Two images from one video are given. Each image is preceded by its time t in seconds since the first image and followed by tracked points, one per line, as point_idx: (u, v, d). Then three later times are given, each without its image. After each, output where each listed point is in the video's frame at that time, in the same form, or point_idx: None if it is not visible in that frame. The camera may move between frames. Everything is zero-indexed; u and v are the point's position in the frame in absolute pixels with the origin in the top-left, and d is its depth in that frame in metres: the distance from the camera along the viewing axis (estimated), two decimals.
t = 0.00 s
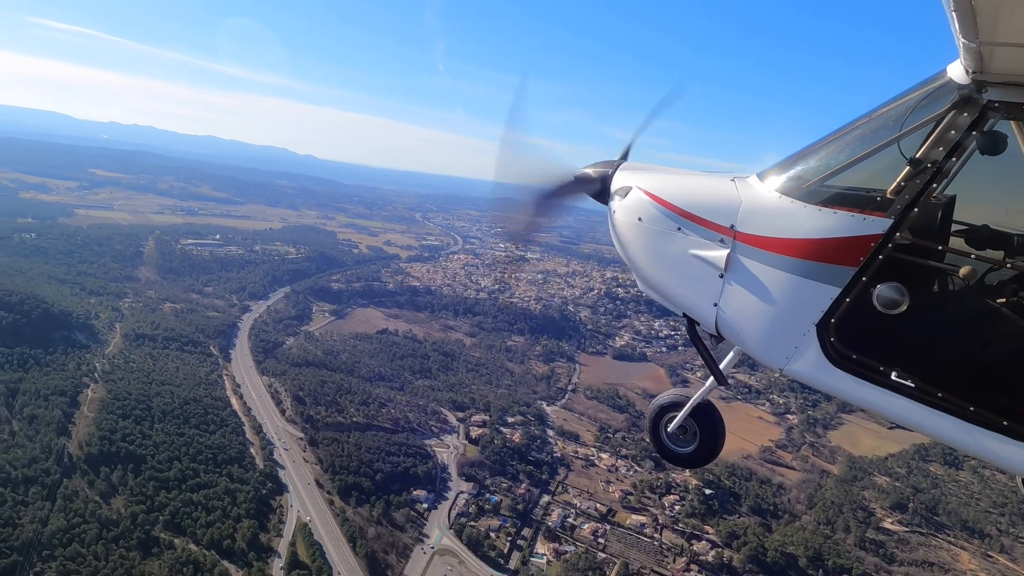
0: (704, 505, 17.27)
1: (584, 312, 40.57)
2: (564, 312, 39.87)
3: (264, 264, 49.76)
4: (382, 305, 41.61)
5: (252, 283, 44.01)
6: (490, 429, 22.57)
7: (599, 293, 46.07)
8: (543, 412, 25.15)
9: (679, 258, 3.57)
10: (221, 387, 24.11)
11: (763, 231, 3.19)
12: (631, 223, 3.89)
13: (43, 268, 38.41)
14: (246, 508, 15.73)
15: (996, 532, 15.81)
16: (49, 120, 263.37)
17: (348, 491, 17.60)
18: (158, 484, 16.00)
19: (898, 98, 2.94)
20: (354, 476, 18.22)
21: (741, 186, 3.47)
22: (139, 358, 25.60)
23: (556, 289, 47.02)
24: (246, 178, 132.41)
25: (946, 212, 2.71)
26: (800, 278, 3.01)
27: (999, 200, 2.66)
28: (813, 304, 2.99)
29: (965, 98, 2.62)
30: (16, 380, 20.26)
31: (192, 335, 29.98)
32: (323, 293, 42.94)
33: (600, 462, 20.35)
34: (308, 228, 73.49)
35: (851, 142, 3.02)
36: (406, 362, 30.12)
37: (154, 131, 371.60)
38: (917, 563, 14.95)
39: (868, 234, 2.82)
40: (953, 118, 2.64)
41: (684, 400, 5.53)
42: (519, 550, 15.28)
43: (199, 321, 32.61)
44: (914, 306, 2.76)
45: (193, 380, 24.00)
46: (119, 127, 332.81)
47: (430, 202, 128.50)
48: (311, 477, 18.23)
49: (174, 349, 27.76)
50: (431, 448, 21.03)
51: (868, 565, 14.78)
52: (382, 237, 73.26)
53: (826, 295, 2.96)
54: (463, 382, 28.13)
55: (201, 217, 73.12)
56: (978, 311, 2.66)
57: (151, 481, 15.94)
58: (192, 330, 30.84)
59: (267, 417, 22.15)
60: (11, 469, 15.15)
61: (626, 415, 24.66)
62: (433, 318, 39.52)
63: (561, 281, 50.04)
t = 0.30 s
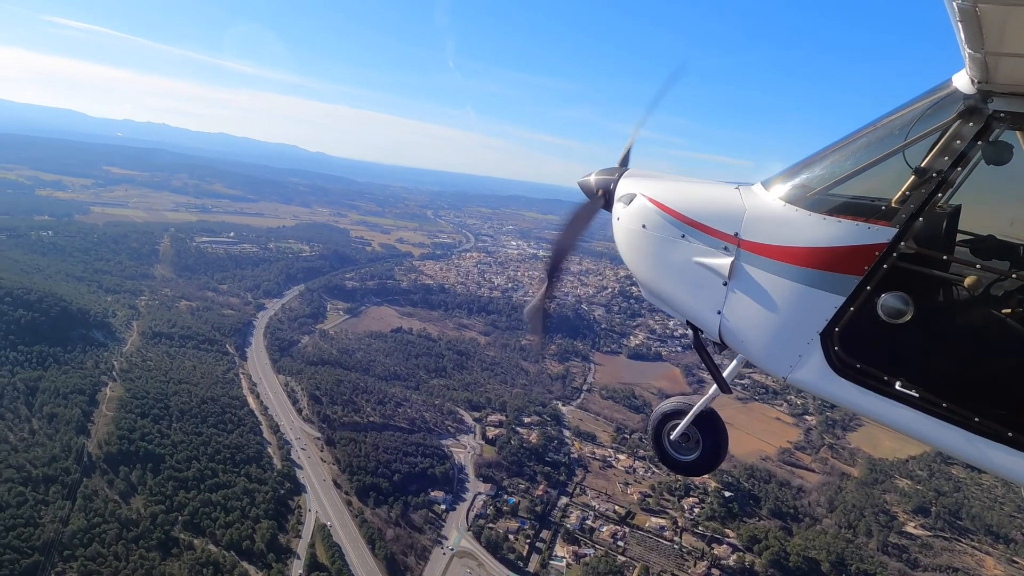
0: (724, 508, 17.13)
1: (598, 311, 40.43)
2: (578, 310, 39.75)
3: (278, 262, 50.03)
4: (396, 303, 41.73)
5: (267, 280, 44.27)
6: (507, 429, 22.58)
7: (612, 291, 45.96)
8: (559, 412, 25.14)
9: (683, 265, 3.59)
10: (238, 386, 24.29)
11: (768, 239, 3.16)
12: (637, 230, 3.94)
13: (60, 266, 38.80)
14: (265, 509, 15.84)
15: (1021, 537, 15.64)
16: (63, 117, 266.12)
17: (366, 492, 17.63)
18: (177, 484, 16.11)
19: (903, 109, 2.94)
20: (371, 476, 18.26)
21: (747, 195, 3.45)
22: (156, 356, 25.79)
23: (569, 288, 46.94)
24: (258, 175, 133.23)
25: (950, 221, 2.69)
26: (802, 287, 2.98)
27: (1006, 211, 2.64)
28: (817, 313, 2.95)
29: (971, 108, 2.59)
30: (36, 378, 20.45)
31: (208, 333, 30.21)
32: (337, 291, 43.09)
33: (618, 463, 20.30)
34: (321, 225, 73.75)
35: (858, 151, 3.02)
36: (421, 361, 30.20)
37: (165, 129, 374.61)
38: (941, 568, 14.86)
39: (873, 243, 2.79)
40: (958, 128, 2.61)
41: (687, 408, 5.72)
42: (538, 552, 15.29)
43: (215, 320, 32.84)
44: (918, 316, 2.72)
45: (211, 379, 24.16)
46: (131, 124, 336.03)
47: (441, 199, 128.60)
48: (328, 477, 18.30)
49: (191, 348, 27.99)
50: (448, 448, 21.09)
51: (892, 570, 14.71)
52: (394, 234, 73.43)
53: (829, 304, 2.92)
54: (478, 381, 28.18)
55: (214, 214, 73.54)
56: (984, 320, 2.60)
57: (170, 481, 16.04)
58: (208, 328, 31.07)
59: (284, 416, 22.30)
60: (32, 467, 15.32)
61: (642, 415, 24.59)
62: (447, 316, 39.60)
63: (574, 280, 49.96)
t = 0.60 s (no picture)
0: (743, 511, 17.03)
1: (611, 309, 40.30)
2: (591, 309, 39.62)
3: (291, 260, 50.24)
4: (409, 302, 41.81)
5: (280, 279, 44.48)
6: (522, 431, 22.58)
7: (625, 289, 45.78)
8: (573, 412, 25.12)
9: (689, 270, 3.56)
10: (254, 386, 24.43)
11: (773, 244, 3.14)
12: (642, 235, 3.91)
13: (76, 264, 39.17)
14: (283, 511, 15.94)
15: None
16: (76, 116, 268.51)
17: (383, 493, 17.73)
18: (195, 484, 16.20)
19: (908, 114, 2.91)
20: (388, 477, 18.35)
21: (751, 200, 3.43)
22: (171, 355, 25.99)
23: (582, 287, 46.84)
24: (270, 173, 133.94)
25: (957, 227, 2.64)
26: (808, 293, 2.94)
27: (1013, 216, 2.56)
28: (822, 320, 2.91)
29: (977, 114, 2.57)
30: (53, 376, 20.66)
31: (223, 332, 30.40)
32: (350, 290, 43.23)
33: (634, 465, 20.23)
34: (332, 223, 73.97)
35: (864, 155, 2.98)
36: (435, 360, 30.23)
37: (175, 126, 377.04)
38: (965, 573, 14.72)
39: (878, 249, 2.75)
40: (964, 134, 2.59)
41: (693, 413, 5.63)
42: (557, 555, 15.27)
43: (229, 318, 33.03)
44: (925, 322, 2.66)
45: (226, 378, 24.32)
46: (141, 121, 338.55)
47: (451, 196, 128.69)
48: (346, 479, 18.39)
49: (206, 347, 28.18)
50: (464, 449, 21.12)
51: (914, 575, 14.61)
52: (405, 232, 73.54)
53: (835, 310, 2.87)
54: (492, 381, 28.21)
55: (226, 212, 73.92)
56: (992, 328, 2.54)
57: (188, 481, 16.11)
58: (223, 327, 31.27)
59: (300, 416, 22.43)
60: (50, 467, 15.48)
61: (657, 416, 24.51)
62: (460, 314, 39.64)
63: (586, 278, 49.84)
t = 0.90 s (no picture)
0: (762, 514, 16.98)
1: (624, 308, 40.13)
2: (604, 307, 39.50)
3: (302, 258, 50.38)
4: (421, 300, 41.83)
5: (292, 277, 44.65)
6: (538, 431, 22.60)
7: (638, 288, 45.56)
8: (588, 412, 25.09)
9: (698, 259, 3.64)
10: (268, 385, 24.54)
11: (782, 233, 3.23)
12: (649, 225, 3.98)
13: (90, 261, 39.51)
14: (300, 511, 15.98)
15: None
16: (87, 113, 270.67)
17: (400, 494, 17.82)
18: (212, 484, 16.25)
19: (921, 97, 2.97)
20: (405, 478, 18.42)
21: (759, 188, 3.52)
22: (186, 353, 26.17)
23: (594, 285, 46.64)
24: (279, 170, 134.27)
25: (970, 212, 2.67)
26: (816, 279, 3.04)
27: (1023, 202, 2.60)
28: (832, 306, 3.01)
29: (990, 98, 2.62)
30: (70, 375, 20.89)
31: (237, 331, 30.54)
32: (363, 288, 43.32)
33: (651, 466, 20.13)
34: (343, 221, 74.09)
35: (874, 142, 3.06)
36: (448, 359, 30.28)
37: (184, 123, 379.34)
38: None
39: (890, 236, 2.82)
40: (977, 118, 2.64)
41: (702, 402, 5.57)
42: (575, 559, 15.21)
43: (243, 317, 33.16)
44: (938, 308, 2.72)
45: (241, 377, 24.46)
46: (151, 119, 341.05)
47: (460, 193, 128.59)
48: (362, 479, 18.44)
49: (220, 345, 28.32)
50: (480, 449, 21.14)
51: None
52: (416, 230, 73.53)
53: (846, 297, 2.96)
54: (506, 380, 28.21)
55: (237, 209, 74.21)
56: (1004, 314, 2.58)
57: (205, 482, 16.16)
58: (237, 326, 31.41)
59: (315, 416, 22.54)
60: (68, 467, 15.63)
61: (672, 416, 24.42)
62: (472, 313, 39.63)
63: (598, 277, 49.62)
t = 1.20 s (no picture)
0: (782, 518, 16.90)
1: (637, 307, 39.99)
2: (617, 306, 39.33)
3: (315, 257, 50.57)
4: (434, 299, 41.87)
5: (305, 275, 44.83)
6: (553, 432, 22.56)
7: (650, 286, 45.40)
8: (603, 412, 25.07)
9: (704, 263, 3.68)
10: (283, 385, 24.68)
11: (788, 238, 3.28)
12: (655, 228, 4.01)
13: (105, 260, 39.83)
14: (317, 513, 16.08)
15: None
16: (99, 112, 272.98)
17: (417, 496, 17.91)
18: (228, 485, 16.34)
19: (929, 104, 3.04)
20: (422, 480, 18.49)
21: (767, 195, 3.57)
22: (201, 353, 26.33)
23: (606, 283, 46.51)
24: (290, 168, 134.81)
25: (975, 220, 2.77)
26: (822, 285, 3.10)
27: None
28: (838, 311, 3.07)
29: (997, 105, 2.70)
30: (86, 375, 21.10)
31: (252, 330, 30.72)
32: (375, 287, 43.41)
33: (667, 467, 20.03)
34: (354, 219, 74.22)
35: (881, 148, 3.13)
36: (462, 359, 30.31)
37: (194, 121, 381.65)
38: None
39: (896, 242, 2.89)
40: (985, 124, 2.72)
41: (706, 407, 5.54)
42: (593, 562, 15.11)
43: (257, 316, 33.33)
44: (942, 315, 2.81)
45: (256, 377, 24.59)
46: (160, 117, 343.38)
47: (470, 191, 128.55)
48: (379, 480, 18.59)
49: (235, 345, 28.49)
50: (495, 450, 21.18)
51: None
52: (426, 228, 73.65)
53: (852, 304, 3.03)
54: (520, 380, 28.22)
55: (249, 207, 74.55)
56: (1009, 321, 2.67)
57: (221, 483, 16.25)
58: (251, 325, 31.57)
59: (330, 416, 22.66)
60: (86, 467, 15.75)
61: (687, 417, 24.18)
62: (484, 312, 39.66)
63: (611, 275, 49.45)
